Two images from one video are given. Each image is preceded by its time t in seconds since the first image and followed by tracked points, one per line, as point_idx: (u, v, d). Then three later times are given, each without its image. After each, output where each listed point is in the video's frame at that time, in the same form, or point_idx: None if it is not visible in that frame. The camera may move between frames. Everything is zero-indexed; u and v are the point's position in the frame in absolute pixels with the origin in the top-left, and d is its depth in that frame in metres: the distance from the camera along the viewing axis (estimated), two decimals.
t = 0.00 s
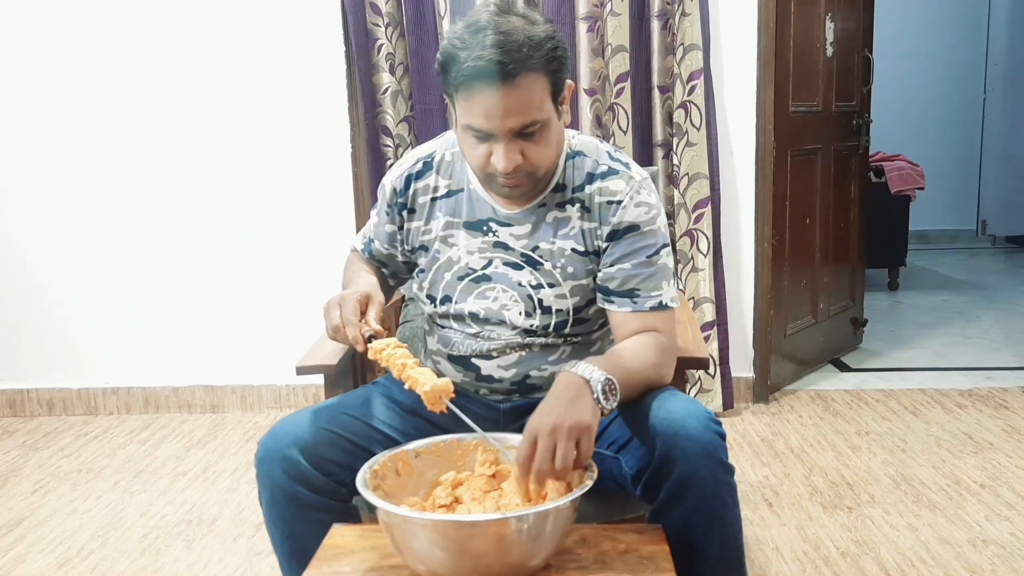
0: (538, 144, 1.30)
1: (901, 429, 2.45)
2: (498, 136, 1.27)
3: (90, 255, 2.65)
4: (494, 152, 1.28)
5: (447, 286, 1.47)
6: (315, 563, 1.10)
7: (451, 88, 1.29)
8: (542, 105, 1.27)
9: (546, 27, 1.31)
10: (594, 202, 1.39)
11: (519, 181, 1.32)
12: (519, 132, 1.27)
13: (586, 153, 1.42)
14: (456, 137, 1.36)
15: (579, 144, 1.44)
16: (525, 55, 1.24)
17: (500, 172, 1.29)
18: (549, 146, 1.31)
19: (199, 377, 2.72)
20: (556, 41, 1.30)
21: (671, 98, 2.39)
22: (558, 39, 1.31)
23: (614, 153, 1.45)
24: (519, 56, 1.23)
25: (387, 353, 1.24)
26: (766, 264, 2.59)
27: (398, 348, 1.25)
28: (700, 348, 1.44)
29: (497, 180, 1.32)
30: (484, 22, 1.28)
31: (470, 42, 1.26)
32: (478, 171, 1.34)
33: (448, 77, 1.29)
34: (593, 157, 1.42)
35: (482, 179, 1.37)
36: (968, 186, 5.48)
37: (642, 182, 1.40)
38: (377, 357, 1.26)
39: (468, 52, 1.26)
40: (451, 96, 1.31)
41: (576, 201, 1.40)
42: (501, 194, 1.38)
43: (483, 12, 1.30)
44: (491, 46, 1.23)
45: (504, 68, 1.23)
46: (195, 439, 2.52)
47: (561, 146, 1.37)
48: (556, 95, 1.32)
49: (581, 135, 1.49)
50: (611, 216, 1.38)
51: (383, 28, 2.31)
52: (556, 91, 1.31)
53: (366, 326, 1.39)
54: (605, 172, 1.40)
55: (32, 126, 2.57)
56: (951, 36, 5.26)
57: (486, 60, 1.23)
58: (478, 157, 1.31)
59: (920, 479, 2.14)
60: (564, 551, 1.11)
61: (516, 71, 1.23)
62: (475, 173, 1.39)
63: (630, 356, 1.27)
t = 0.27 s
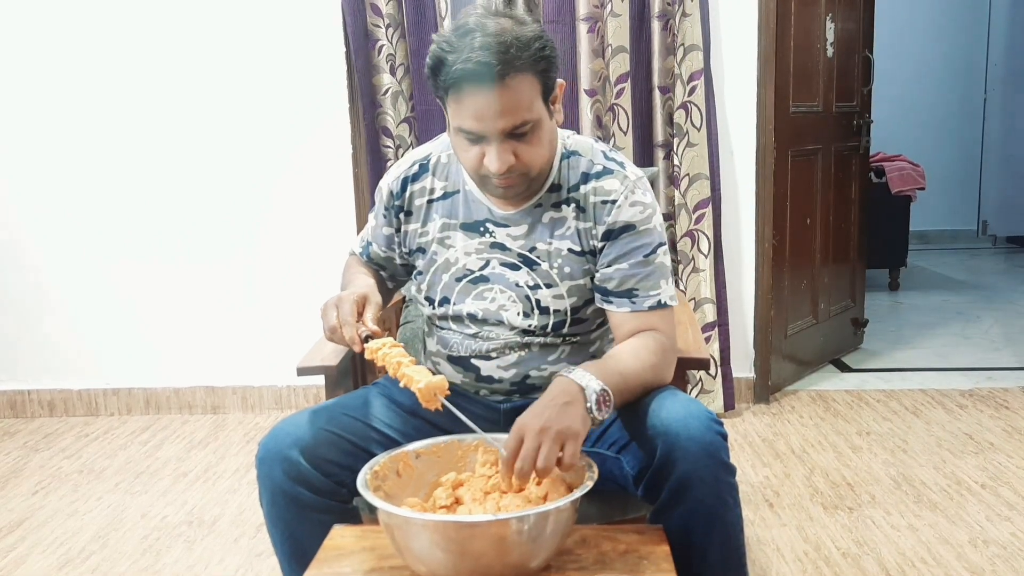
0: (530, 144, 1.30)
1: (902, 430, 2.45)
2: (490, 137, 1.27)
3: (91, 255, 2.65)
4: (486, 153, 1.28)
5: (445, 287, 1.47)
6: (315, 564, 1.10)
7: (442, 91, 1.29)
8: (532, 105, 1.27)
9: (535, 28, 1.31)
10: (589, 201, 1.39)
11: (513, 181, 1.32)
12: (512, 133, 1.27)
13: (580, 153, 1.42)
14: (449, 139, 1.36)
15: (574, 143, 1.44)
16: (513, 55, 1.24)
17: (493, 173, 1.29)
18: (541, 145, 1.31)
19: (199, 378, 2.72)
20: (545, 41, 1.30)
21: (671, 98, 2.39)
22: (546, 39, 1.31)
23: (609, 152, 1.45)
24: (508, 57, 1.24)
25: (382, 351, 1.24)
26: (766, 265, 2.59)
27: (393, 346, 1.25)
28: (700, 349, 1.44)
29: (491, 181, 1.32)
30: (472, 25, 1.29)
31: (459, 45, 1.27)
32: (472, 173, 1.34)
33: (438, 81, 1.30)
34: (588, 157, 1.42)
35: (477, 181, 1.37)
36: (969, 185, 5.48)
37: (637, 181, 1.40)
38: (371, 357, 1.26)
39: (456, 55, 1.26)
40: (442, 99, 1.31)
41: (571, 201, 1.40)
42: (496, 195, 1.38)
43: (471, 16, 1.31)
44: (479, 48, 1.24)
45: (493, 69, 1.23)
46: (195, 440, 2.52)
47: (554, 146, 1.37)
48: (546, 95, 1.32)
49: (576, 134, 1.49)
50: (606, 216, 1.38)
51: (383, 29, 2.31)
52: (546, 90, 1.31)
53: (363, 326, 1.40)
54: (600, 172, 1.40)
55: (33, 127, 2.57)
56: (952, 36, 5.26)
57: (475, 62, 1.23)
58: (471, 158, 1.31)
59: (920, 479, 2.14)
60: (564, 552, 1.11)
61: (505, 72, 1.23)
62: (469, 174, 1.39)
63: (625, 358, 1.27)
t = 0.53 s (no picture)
0: (530, 143, 1.29)
1: (902, 430, 2.45)
2: (490, 136, 1.26)
3: (91, 255, 2.65)
4: (487, 152, 1.28)
5: (445, 287, 1.47)
6: (315, 564, 1.10)
7: (442, 89, 1.29)
8: (533, 104, 1.27)
9: (536, 27, 1.31)
10: (589, 201, 1.39)
11: (512, 180, 1.32)
12: (512, 132, 1.27)
13: (580, 152, 1.42)
14: (449, 139, 1.36)
15: (573, 143, 1.44)
16: (514, 54, 1.24)
17: (493, 172, 1.29)
18: (541, 144, 1.31)
19: (200, 378, 2.72)
20: (545, 41, 1.30)
21: (671, 99, 2.39)
22: (547, 39, 1.31)
23: (608, 152, 1.45)
24: (509, 56, 1.24)
25: (382, 349, 1.24)
26: (767, 265, 2.59)
27: (392, 344, 1.25)
28: (700, 349, 1.44)
29: (490, 180, 1.32)
30: (473, 25, 1.29)
31: (459, 44, 1.27)
32: (472, 172, 1.34)
33: (438, 80, 1.30)
34: (587, 156, 1.42)
35: (477, 180, 1.37)
36: (969, 186, 5.48)
37: (637, 181, 1.40)
38: (372, 355, 1.26)
39: (457, 54, 1.26)
40: (442, 98, 1.32)
41: (570, 201, 1.40)
42: (496, 195, 1.38)
43: (472, 15, 1.31)
44: (480, 47, 1.24)
45: (494, 69, 1.23)
46: (196, 440, 2.52)
47: (554, 145, 1.37)
48: (546, 94, 1.32)
49: (575, 134, 1.49)
50: (605, 215, 1.38)
51: (383, 29, 2.31)
52: (546, 89, 1.31)
53: (363, 325, 1.40)
54: (599, 171, 1.40)
55: (33, 127, 2.57)
56: (952, 37, 5.26)
57: (475, 61, 1.23)
58: (471, 157, 1.30)
59: (921, 479, 2.14)
60: (564, 552, 1.11)
61: (506, 71, 1.23)
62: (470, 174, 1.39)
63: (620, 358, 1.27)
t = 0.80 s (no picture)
0: (531, 147, 1.30)
1: (902, 433, 2.45)
2: (491, 138, 1.27)
3: (92, 256, 2.65)
4: (488, 154, 1.28)
5: (447, 290, 1.47)
6: (315, 566, 1.10)
7: (444, 92, 1.30)
8: (535, 107, 1.27)
9: (539, 31, 1.31)
10: (591, 204, 1.39)
11: (514, 183, 1.32)
12: (513, 134, 1.27)
13: (583, 156, 1.43)
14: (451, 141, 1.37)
15: (576, 146, 1.44)
16: (516, 57, 1.24)
17: (494, 174, 1.29)
18: (543, 148, 1.31)
19: (201, 379, 2.73)
20: (548, 45, 1.30)
21: (672, 102, 2.39)
22: (550, 43, 1.31)
23: (611, 155, 1.45)
24: (511, 59, 1.24)
25: (380, 351, 1.25)
26: (767, 268, 2.60)
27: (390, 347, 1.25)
28: (702, 352, 1.44)
29: (492, 183, 1.32)
30: (477, 27, 1.29)
31: (462, 46, 1.27)
32: (473, 173, 1.34)
33: (441, 82, 1.30)
34: (590, 161, 1.42)
35: (478, 182, 1.37)
36: (969, 189, 5.48)
37: (638, 185, 1.40)
38: (370, 358, 1.26)
39: (459, 56, 1.26)
40: (444, 101, 1.32)
41: (572, 204, 1.40)
42: (497, 197, 1.38)
43: (476, 18, 1.31)
44: (483, 50, 1.24)
45: (496, 71, 1.23)
46: (196, 441, 2.52)
47: (555, 149, 1.37)
48: (549, 98, 1.32)
49: (579, 137, 1.49)
50: (606, 219, 1.38)
51: (385, 31, 2.32)
52: (549, 93, 1.31)
53: (362, 327, 1.40)
54: (601, 175, 1.40)
55: (34, 128, 2.58)
56: (953, 40, 5.26)
57: (478, 63, 1.23)
58: (473, 160, 1.31)
59: (921, 482, 2.14)
60: (565, 554, 1.11)
61: (509, 74, 1.23)
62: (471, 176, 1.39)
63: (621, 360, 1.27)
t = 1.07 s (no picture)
0: (531, 151, 1.30)
1: (903, 434, 2.45)
2: (491, 141, 1.27)
3: (94, 256, 2.66)
4: (488, 158, 1.28)
5: (447, 291, 1.47)
6: (317, 566, 1.10)
7: (446, 94, 1.30)
8: (535, 111, 1.27)
9: (542, 35, 1.31)
10: (588, 207, 1.39)
11: (513, 188, 1.32)
12: (513, 138, 1.27)
13: (583, 160, 1.43)
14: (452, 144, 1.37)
15: (577, 150, 1.44)
16: (517, 61, 1.24)
17: (493, 178, 1.29)
18: (543, 152, 1.31)
19: (202, 379, 2.73)
20: (551, 49, 1.30)
21: (672, 102, 2.40)
22: (552, 47, 1.31)
23: (612, 160, 1.45)
24: (512, 63, 1.24)
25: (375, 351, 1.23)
26: (768, 268, 2.60)
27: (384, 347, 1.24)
28: (702, 352, 1.44)
29: (491, 186, 1.32)
30: (479, 30, 1.29)
31: (464, 49, 1.28)
32: (473, 176, 1.34)
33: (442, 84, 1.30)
34: (590, 165, 1.42)
35: (478, 186, 1.37)
36: (971, 189, 5.48)
37: (637, 189, 1.40)
38: (365, 359, 1.25)
39: (461, 59, 1.27)
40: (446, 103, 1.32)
41: (571, 208, 1.40)
42: (497, 201, 1.38)
43: (480, 21, 1.31)
44: (484, 53, 1.24)
45: (497, 75, 1.23)
46: (197, 442, 2.52)
47: (556, 154, 1.37)
48: (550, 103, 1.32)
49: (580, 141, 1.49)
50: (604, 222, 1.38)
51: (386, 31, 2.32)
52: (550, 98, 1.31)
53: (360, 327, 1.40)
54: (601, 180, 1.40)
55: (35, 129, 2.58)
56: (954, 40, 5.26)
57: (478, 66, 1.24)
58: (472, 163, 1.31)
59: (922, 483, 2.13)
60: (566, 554, 1.11)
61: (509, 78, 1.24)
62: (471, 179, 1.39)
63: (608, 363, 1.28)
